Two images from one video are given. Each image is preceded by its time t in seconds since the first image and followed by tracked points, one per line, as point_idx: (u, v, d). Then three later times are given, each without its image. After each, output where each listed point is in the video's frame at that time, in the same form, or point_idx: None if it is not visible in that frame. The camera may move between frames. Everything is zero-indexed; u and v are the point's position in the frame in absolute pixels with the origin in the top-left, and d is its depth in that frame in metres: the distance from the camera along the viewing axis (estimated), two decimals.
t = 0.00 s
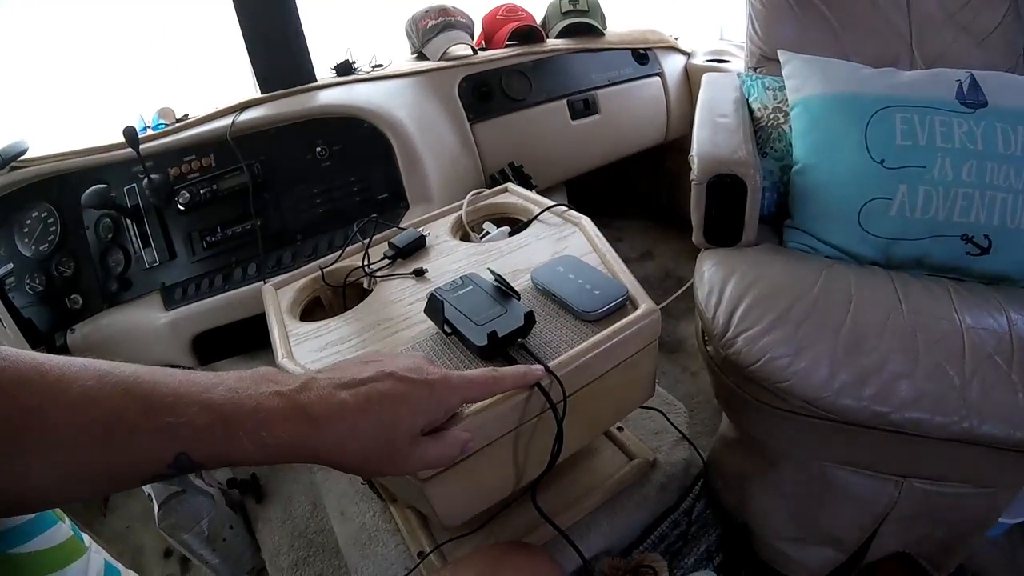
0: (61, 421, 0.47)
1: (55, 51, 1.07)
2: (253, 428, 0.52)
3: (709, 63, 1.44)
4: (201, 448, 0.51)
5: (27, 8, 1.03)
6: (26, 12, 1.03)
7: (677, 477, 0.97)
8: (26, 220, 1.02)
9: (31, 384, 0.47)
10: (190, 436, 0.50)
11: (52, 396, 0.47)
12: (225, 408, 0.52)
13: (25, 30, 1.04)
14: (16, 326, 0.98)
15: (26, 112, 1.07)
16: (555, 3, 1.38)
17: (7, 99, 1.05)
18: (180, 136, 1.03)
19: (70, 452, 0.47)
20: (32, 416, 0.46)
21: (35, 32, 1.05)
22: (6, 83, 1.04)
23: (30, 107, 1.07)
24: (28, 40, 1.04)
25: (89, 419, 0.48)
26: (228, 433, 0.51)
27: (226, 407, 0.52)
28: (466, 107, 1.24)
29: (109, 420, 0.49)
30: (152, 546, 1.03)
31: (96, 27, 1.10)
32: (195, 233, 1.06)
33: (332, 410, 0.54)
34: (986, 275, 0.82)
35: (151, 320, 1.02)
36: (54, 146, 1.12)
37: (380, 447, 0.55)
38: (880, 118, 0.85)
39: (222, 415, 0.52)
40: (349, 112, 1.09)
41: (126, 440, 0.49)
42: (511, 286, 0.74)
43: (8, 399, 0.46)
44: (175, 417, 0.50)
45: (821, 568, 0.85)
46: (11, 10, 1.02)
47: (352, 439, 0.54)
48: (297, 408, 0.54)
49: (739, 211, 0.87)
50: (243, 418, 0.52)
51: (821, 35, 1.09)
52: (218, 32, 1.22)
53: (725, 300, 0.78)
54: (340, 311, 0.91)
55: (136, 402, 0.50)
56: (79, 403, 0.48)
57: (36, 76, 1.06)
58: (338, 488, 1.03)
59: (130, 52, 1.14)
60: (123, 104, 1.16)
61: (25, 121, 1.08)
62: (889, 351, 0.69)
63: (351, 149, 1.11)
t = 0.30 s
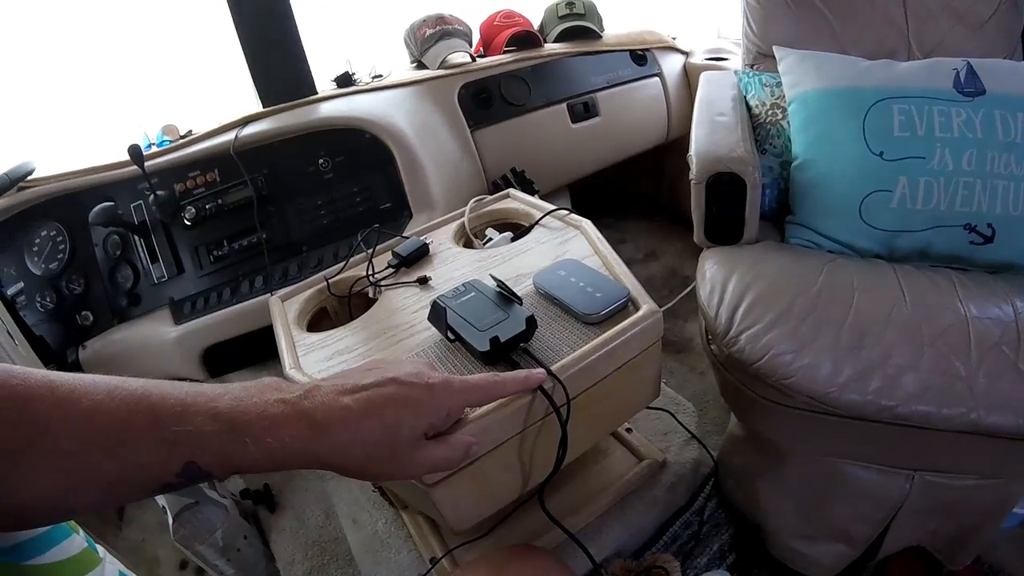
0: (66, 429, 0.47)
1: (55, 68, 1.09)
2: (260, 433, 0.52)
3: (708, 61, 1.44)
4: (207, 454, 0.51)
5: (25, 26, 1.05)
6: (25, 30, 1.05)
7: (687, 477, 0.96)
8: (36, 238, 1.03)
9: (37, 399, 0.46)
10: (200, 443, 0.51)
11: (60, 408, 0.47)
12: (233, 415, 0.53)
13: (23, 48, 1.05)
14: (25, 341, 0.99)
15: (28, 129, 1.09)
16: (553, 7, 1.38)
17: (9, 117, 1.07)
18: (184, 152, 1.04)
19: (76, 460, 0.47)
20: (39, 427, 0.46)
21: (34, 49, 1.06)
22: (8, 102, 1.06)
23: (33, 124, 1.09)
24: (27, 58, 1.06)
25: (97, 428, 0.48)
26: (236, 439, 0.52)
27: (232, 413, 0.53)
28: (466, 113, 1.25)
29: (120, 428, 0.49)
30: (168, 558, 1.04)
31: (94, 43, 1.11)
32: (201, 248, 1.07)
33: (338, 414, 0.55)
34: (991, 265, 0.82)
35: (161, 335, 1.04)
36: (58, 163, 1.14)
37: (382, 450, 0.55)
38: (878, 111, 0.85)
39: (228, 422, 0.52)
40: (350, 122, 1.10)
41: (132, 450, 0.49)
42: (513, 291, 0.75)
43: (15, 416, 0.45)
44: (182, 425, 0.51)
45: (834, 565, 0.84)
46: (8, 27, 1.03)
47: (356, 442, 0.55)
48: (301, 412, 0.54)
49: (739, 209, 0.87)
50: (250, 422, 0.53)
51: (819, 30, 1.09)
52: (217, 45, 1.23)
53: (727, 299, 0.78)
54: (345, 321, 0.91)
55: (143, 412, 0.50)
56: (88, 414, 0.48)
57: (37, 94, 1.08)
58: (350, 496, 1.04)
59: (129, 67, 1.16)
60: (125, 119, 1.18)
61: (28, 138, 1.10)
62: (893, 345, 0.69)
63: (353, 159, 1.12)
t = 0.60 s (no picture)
0: (66, 415, 0.48)
1: (53, 74, 1.10)
2: (256, 419, 0.53)
3: (705, 56, 1.44)
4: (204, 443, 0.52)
5: (23, 32, 1.05)
6: (23, 36, 1.05)
7: (688, 472, 0.96)
8: (37, 244, 1.04)
9: (34, 388, 0.47)
10: (196, 429, 0.52)
11: (60, 395, 0.48)
12: (230, 400, 0.54)
13: (21, 54, 1.06)
14: (25, 343, 1.02)
15: (26, 135, 1.10)
16: (548, 4, 1.39)
17: (7, 123, 1.07)
18: (183, 155, 1.05)
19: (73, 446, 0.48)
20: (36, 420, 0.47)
21: (32, 55, 1.07)
22: (6, 108, 1.07)
23: (31, 130, 1.10)
24: (25, 64, 1.06)
25: (95, 415, 0.49)
26: (234, 425, 0.53)
27: (231, 397, 0.54)
28: (462, 112, 1.25)
29: (119, 415, 0.50)
30: (172, 560, 1.05)
31: (93, 49, 1.12)
32: (201, 251, 1.08)
33: (337, 406, 0.56)
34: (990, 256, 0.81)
35: (162, 338, 1.04)
36: (56, 168, 1.15)
37: (379, 443, 0.56)
38: (874, 102, 0.85)
39: (226, 406, 0.53)
40: (347, 123, 1.10)
41: (128, 436, 0.50)
42: (510, 289, 0.74)
43: (13, 404, 0.46)
44: (178, 412, 0.52)
45: (837, 559, 0.84)
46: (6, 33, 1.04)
47: (354, 431, 0.55)
48: (299, 399, 0.55)
49: (736, 202, 0.87)
50: (248, 408, 0.53)
51: (815, 22, 1.09)
52: (215, 51, 1.24)
53: (725, 293, 0.78)
54: (346, 321, 0.91)
55: (140, 396, 0.51)
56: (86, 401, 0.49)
57: (35, 99, 1.09)
58: (352, 495, 1.04)
59: (128, 73, 1.16)
60: (124, 125, 1.19)
61: (26, 143, 1.10)
62: (893, 336, 0.69)
63: (350, 159, 1.13)
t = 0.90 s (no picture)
0: (63, 412, 0.48)
1: (52, 71, 1.09)
2: (255, 418, 0.52)
3: (704, 56, 1.44)
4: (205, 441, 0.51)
5: (22, 29, 1.05)
6: (22, 33, 1.05)
7: (687, 472, 0.96)
8: (35, 242, 1.04)
9: (30, 386, 0.47)
10: (195, 428, 0.51)
11: (55, 395, 0.48)
12: (229, 398, 0.53)
13: (20, 51, 1.05)
14: (25, 341, 1.03)
15: (25, 133, 1.10)
16: (547, 3, 1.38)
17: (5, 120, 1.07)
18: (182, 153, 1.05)
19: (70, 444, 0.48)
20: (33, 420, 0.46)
21: (31, 52, 1.07)
22: (5, 105, 1.06)
23: (30, 127, 1.10)
24: (24, 61, 1.06)
25: (91, 415, 0.49)
26: (232, 424, 0.52)
27: (230, 398, 0.53)
28: (461, 111, 1.25)
29: (116, 414, 0.49)
30: (170, 559, 1.05)
31: (91, 46, 1.12)
32: (200, 249, 1.07)
33: (337, 403, 0.55)
34: (989, 255, 0.82)
35: (160, 337, 1.03)
36: (54, 165, 1.15)
37: (377, 442, 0.56)
38: (872, 102, 0.85)
39: (224, 404, 0.52)
40: (346, 121, 1.10)
41: (127, 434, 0.49)
42: (509, 287, 0.74)
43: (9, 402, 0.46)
44: (177, 410, 0.51)
45: (836, 558, 0.84)
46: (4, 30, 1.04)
47: (351, 427, 0.55)
48: (298, 400, 0.54)
49: (735, 201, 0.87)
50: (248, 406, 0.53)
51: (814, 21, 1.09)
52: (214, 49, 1.24)
53: (723, 292, 0.78)
54: (345, 319, 0.91)
55: (137, 393, 0.50)
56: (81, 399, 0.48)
57: (34, 97, 1.09)
58: (351, 494, 1.04)
59: (127, 72, 1.16)
60: (122, 123, 1.19)
61: (24, 141, 1.10)
62: (891, 334, 0.69)
63: (349, 158, 1.12)
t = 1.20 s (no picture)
0: (69, 380, 0.49)
1: (48, 76, 1.10)
2: (266, 389, 0.54)
3: (696, 53, 1.44)
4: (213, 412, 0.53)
5: (18, 35, 1.06)
6: (19, 39, 1.06)
7: (684, 469, 0.96)
8: (32, 250, 1.05)
9: (35, 350, 0.48)
10: (200, 398, 0.52)
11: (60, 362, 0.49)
12: (236, 369, 0.54)
13: (17, 57, 1.06)
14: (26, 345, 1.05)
15: (24, 139, 1.11)
16: (539, 4, 1.38)
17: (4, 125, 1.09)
18: (176, 160, 1.05)
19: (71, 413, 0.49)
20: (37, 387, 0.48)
21: (28, 58, 1.07)
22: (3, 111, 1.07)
23: (29, 133, 1.11)
24: (21, 66, 1.07)
25: (93, 383, 0.50)
26: (239, 397, 0.53)
27: (234, 365, 0.54)
28: (454, 112, 1.25)
29: (117, 383, 0.50)
30: (170, 563, 1.05)
31: (87, 51, 1.12)
32: (195, 254, 1.07)
33: (325, 401, 0.56)
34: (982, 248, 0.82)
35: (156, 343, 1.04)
36: (52, 169, 1.16)
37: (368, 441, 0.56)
38: (863, 96, 0.85)
39: (232, 377, 0.54)
40: (339, 125, 1.10)
41: (131, 401, 0.51)
42: (500, 287, 0.75)
43: (13, 367, 0.47)
44: (184, 378, 0.52)
45: (834, 554, 0.84)
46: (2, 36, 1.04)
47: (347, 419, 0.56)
48: (308, 367, 0.56)
49: (727, 198, 0.87)
50: (253, 381, 0.54)
51: (804, 18, 1.09)
52: (208, 54, 1.24)
53: (715, 289, 0.78)
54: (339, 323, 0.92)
55: (143, 363, 0.52)
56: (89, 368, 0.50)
57: (31, 102, 1.09)
58: (349, 496, 1.04)
59: (123, 76, 1.16)
60: (118, 128, 1.19)
61: (23, 146, 1.11)
62: (884, 329, 0.69)
63: (343, 161, 1.13)
